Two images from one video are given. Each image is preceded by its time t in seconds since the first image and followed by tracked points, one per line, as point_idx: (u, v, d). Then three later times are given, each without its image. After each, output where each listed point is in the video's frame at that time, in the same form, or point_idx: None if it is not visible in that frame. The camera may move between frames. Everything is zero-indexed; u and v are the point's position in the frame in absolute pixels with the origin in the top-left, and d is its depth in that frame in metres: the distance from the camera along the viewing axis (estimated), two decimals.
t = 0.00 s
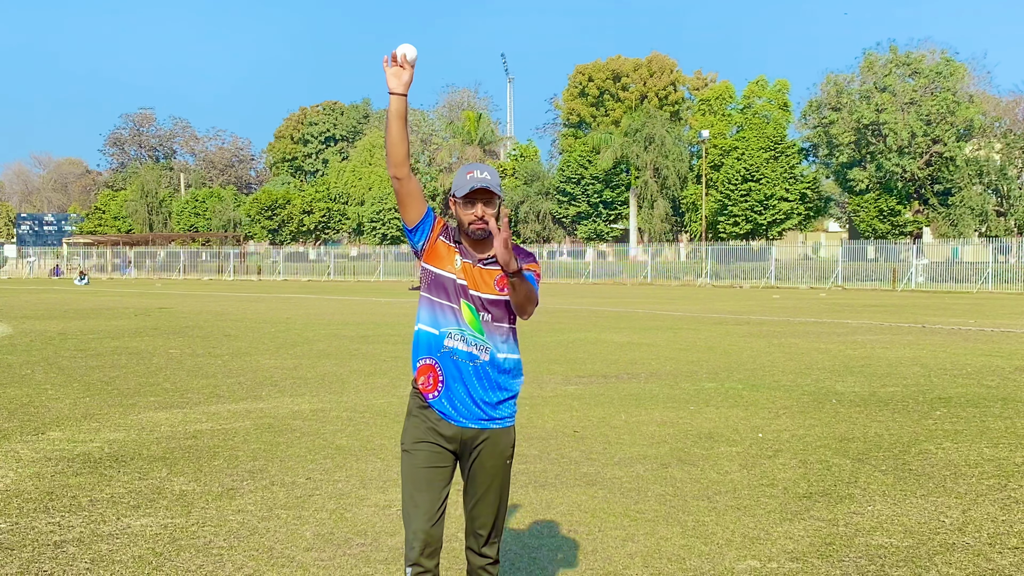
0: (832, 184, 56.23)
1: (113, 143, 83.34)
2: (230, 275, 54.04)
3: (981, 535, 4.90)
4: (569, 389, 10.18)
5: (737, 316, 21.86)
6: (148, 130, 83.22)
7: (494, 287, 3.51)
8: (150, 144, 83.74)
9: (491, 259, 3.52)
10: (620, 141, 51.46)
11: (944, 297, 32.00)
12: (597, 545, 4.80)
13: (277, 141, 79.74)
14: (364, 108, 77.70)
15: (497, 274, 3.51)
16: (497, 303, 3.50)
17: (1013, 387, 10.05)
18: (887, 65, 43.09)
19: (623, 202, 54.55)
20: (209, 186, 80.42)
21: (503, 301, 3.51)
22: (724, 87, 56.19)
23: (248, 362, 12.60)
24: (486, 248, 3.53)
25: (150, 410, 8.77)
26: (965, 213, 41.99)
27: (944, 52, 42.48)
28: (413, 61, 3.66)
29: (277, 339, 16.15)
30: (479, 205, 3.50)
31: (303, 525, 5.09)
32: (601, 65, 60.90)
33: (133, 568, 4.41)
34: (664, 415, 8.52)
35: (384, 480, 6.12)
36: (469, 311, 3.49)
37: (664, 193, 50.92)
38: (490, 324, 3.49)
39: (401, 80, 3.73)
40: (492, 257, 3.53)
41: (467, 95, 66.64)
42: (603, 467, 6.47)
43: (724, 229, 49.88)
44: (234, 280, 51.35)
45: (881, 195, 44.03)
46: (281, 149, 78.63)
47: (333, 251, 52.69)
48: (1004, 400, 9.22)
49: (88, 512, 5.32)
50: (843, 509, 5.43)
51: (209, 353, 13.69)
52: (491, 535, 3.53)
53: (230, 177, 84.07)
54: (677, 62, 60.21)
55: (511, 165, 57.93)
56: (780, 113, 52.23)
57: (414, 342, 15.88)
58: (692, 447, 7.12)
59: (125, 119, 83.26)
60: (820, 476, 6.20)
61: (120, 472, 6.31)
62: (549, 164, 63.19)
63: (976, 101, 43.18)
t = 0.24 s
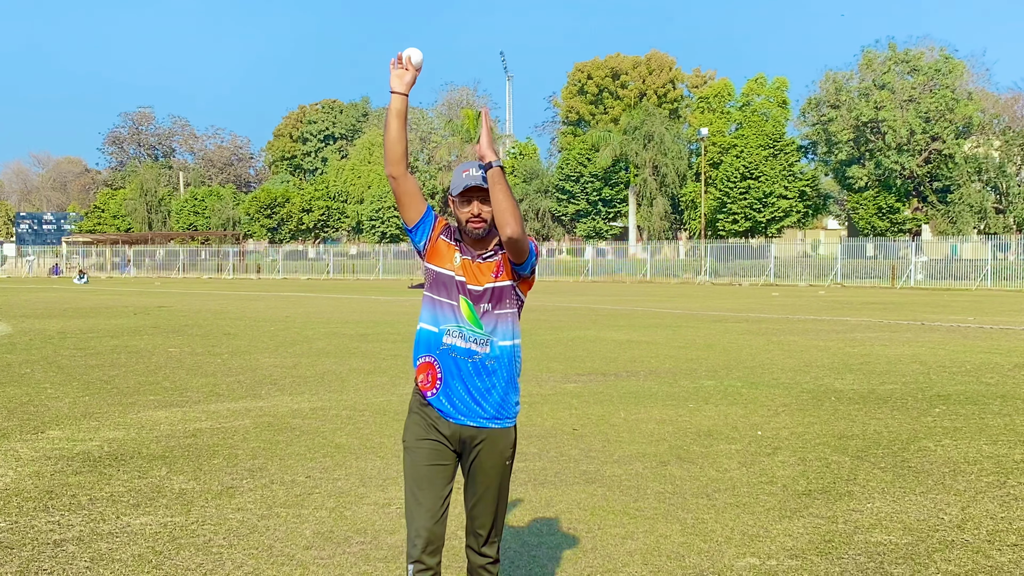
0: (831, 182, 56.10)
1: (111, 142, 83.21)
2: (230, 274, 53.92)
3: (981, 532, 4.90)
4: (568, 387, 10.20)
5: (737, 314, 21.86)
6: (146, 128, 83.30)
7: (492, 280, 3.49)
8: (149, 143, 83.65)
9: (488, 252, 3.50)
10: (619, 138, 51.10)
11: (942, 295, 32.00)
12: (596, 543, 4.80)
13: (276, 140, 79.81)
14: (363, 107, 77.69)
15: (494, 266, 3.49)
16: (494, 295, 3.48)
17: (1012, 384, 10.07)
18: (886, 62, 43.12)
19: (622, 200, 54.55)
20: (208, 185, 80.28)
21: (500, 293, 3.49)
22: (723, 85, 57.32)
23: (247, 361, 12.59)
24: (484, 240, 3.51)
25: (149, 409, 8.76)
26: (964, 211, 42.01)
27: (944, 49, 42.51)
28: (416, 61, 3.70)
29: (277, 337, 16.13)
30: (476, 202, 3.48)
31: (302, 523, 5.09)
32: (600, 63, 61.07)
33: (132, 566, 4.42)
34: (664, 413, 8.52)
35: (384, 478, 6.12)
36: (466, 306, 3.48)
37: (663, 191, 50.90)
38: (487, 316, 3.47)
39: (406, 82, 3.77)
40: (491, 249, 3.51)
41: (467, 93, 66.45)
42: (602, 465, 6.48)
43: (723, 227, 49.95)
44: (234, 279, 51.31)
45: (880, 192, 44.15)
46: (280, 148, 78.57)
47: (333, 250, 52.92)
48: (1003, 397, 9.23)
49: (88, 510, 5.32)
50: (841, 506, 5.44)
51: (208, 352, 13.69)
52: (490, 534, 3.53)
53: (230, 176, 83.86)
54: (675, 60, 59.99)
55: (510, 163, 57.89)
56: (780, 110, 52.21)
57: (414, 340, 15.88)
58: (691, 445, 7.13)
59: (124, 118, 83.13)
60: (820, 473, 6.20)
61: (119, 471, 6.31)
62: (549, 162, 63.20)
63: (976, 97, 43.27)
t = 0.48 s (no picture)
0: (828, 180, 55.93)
1: (111, 141, 83.09)
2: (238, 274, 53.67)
3: (980, 529, 4.91)
4: (566, 385, 10.22)
5: (737, 312, 21.84)
6: (145, 128, 83.27)
7: (492, 277, 3.48)
8: (147, 143, 83.56)
9: (488, 250, 3.49)
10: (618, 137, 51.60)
11: (932, 292, 31.99)
12: (595, 541, 4.81)
13: (275, 139, 79.86)
14: (361, 105, 77.58)
15: (494, 263, 3.49)
16: (494, 294, 3.47)
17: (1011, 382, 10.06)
18: (885, 60, 43.18)
19: (620, 198, 54.44)
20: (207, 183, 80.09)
21: (501, 292, 3.48)
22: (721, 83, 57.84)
23: (247, 360, 12.59)
24: (484, 239, 3.49)
25: (148, 408, 8.75)
26: (963, 208, 41.44)
27: (941, 47, 42.57)
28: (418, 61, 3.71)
29: (276, 336, 16.13)
30: (476, 202, 3.46)
31: (301, 522, 5.09)
32: (599, 61, 61.04)
33: (132, 566, 4.41)
34: (663, 411, 8.53)
35: (382, 477, 6.12)
36: (467, 303, 3.48)
37: (661, 189, 51.38)
38: (489, 314, 3.46)
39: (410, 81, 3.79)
40: (491, 247, 3.50)
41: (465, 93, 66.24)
42: (600, 463, 6.48)
43: (721, 224, 49.83)
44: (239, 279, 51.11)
45: (879, 189, 44.54)
46: (279, 147, 78.56)
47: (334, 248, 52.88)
48: (1003, 395, 9.23)
49: (88, 510, 5.32)
50: (840, 503, 5.45)
51: (208, 351, 13.69)
52: (491, 533, 3.53)
53: (230, 176, 83.56)
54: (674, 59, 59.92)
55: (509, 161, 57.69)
56: (778, 108, 52.15)
57: (414, 338, 15.89)
58: (690, 442, 7.13)
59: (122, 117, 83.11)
60: (818, 471, 6.20)
61: (117, 470, 6.30)
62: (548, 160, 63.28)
63: (974, 95, 43.30)
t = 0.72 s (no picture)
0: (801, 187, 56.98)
1: (143, 153, 83.19)
2: (251, 274, 53.86)
3: (939, 507, 5.14)
4: (561, 376, 10.48)
5: (716, 309, 22.18)
6: (175, 141, 83.00)
7: (493, 277, 3.69)
8: (177, 154, 83.51)
9: (490, 253, 3.70)
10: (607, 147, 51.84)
11: (910, 290, 32.45)
12: (587, 519, 5.03)
13: (295, 149, 80.35)
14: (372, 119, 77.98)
15: (495, 265, 3.70)
16: (495, 294, 3.68)
17: (967, 372, 10.36)
18: (852, 77, 43.07)
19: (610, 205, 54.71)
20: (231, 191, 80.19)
21: (502, 292, 3.69)
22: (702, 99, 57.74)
23: (267, 353, 12.83)
24: (485, 242, 3.69)
25: (177, 397, 8.97)
26: (923, 213, 42.43)
27: (904, 65, 42.53)
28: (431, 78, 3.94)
29: (293, 331, 16.38)
30: (479, 210, 3.66)
31: (318, 502, 5.32)
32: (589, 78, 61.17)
33: (164, 542, 4.62)
34: (648, 399, 8.78)
35: (393, 460, 6.35)
36: (470, 301, 3.70)
37: (647, 196, 51.75)
38: (491, 312, 3.67)
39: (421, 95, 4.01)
40: (492, 250, 3.71)
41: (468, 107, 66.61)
42: (593, 448, 6.71)
43: (702, 229, 50.09)
44: (252, 279, 51.33)
45: (846, 197, 44.91)
46: (298, 157, 79.25)
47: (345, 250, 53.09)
48: (959, 384, 9.54)
49: (122, 491, 5.53)
50: (811, 484, 5.68)
51: (230, 344, 13.94)
52: (492, 512, 3.74)
53: (251, 184, 83.78)
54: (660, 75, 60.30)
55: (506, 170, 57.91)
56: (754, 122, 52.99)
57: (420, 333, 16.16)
58: (674, 428, 7.37)
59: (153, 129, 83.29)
60: (791, 454, 6.44)
61: (150, 454, 6.52)
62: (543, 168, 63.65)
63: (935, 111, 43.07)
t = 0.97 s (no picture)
0: (796, 188, 57.26)
1: (145, 155, 83.23)
2: (253, 274, 53.83)
3: (932, 503, 5.17)
4: (559, 374, 10.52)
5: (711, 308, 22.21)
6: (178, 143, 83.02)
7: (488, 274, 3.71)
8: (180, 156, 83.50)
9: (486, 252, 3.71)
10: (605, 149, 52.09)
11: (904, 289, 32.53)
12: (585, 515, 5.07)
13: (296, 150, 80.48)
14: (373, 121, 78.04)
15: (490, 265, 3.71)
16: (490, 293, 3.70)
17: (960, 369, 10.40)
18: (846, 79, 43.35)
19: (609, 206, 54.72)
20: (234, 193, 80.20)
21: (499, 291, 3.70)
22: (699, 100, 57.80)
23: (269, 352, 12.86)
24: (482, 242, 3.70)
25: (180, 396, 9.02)
26: (917, 213, 42.80)
27: (898, 67, 43.04)
28: (435, 82, 3.98)
29: (295, 330, 16.41)
30: (474, 209, 3.67)
31: (320, 499, 5.36)
32: (587, 80, 61.10)
33: (167, 538, 4.65)
34: (646, 397, 8.81)
35: (394, 457, 6.38)
36: (466, 301, 3.72)
37: (645, 197, 51.59)
38: (486, 311, 3.69)
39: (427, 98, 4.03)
40: (487, 250, 3.72)
41: (468, 109, 66.65)
42: (592, 445, 6.76)
43: (699, 229, 50.18)
44: (253, 279, 51.44)
45: (841, 197, 44.75)
46: (299, 159, 79.34)
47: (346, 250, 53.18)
48: (952, 381, 9.59)
49: (126, 488, 5.56)
50: (807, 480, 5.72)
51: (232, 343, 13.95)
52: (492, 510, 3.77)
53: (253, 186, 83.79)
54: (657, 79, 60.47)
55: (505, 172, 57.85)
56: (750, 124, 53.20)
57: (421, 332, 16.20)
58: (671, 425, 7.42)
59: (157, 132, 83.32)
60: (787, 451, 6.48)
61: (154, 452, 6.55)
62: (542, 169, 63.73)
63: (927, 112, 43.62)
